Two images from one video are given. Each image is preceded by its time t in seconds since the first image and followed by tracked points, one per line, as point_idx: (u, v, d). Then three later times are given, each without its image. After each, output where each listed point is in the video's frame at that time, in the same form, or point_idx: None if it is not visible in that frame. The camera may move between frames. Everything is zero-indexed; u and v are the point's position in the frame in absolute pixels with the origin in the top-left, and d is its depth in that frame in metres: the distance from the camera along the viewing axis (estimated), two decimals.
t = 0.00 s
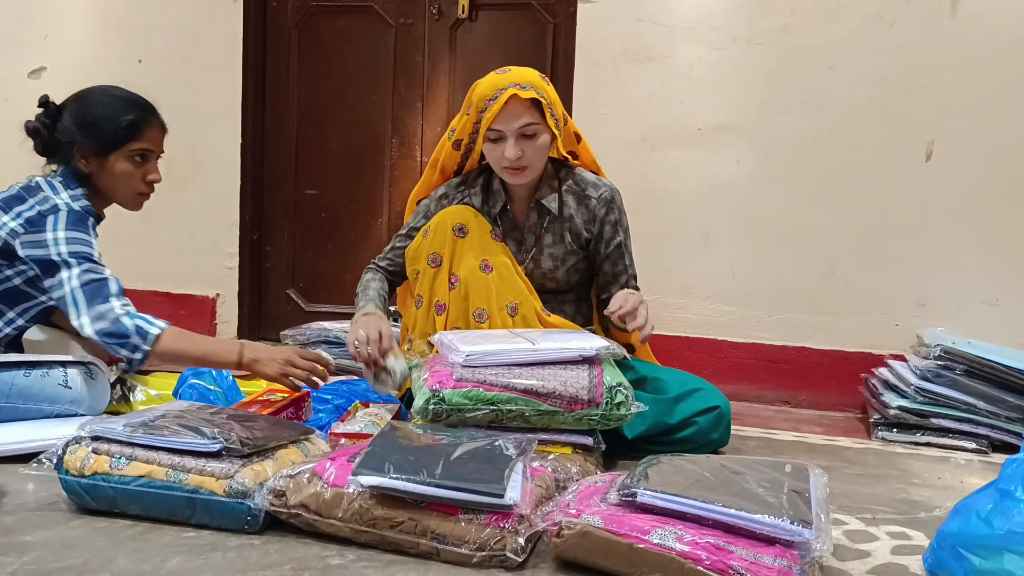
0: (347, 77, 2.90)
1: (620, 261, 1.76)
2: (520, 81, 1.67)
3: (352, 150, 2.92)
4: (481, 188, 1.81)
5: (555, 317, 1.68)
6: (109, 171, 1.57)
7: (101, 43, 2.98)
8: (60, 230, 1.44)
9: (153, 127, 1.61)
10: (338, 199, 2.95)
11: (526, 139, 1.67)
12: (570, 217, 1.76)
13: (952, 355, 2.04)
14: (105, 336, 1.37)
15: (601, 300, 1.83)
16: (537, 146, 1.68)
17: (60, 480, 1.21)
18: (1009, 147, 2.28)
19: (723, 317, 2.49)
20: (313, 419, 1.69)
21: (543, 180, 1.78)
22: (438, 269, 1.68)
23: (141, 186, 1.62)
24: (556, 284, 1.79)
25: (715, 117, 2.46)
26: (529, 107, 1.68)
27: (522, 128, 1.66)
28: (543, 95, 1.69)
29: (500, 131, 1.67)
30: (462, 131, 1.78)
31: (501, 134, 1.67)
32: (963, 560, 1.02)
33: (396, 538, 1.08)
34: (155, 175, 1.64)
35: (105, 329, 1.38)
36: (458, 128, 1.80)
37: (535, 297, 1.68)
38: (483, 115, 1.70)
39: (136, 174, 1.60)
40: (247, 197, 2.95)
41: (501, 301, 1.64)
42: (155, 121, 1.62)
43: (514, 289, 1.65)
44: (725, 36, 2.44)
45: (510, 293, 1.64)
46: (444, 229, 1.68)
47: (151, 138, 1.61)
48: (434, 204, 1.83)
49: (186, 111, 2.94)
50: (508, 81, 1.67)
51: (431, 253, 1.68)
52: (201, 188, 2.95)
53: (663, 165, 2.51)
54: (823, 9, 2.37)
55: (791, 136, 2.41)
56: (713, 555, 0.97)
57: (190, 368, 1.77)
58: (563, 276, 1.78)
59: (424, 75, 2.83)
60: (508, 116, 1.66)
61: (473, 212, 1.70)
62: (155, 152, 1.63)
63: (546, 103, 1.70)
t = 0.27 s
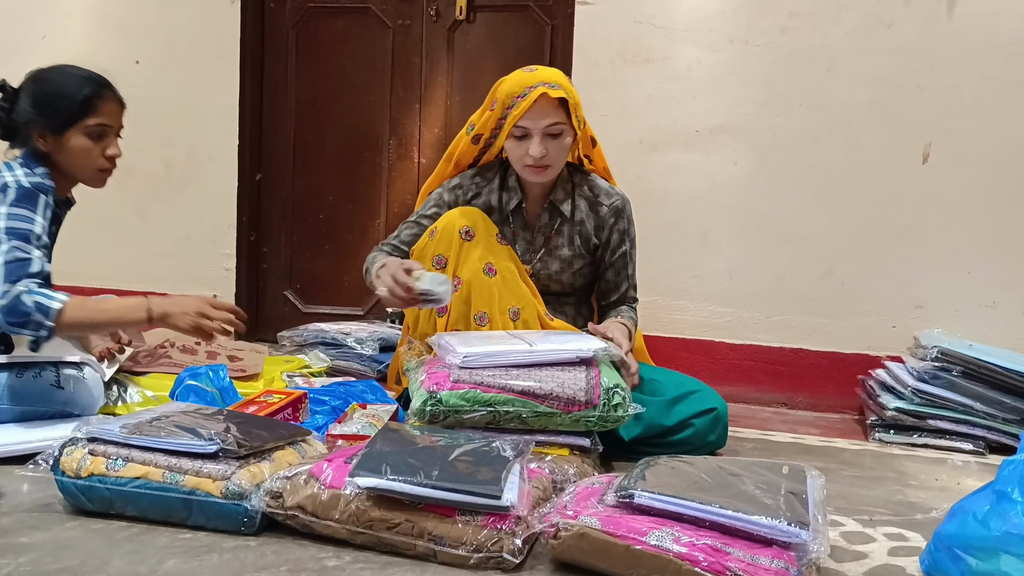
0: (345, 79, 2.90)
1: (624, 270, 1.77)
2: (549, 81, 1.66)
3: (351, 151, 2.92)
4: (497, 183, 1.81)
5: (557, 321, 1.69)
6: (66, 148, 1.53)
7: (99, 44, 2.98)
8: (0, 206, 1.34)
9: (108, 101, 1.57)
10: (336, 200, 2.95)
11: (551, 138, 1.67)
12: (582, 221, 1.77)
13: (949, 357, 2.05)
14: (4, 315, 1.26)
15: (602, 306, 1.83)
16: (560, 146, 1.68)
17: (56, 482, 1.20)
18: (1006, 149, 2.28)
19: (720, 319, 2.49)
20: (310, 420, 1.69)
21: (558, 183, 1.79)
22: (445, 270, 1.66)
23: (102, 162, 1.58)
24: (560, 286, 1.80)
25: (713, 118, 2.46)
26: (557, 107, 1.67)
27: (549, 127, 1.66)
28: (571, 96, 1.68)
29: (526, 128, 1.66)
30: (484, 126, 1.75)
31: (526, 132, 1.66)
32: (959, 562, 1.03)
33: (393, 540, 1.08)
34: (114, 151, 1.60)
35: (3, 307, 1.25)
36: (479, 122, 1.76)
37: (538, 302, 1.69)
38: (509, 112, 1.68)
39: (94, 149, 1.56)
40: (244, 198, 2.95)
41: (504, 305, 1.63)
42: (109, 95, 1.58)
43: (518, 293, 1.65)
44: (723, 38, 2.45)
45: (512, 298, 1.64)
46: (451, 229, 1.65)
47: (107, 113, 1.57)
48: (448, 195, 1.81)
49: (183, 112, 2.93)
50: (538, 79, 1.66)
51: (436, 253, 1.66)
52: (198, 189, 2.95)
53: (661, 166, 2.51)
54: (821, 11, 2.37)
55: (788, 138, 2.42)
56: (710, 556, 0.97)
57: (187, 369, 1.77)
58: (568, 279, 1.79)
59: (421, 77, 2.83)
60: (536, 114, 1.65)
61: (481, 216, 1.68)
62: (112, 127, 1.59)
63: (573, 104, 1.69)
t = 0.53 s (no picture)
0: (344, 79, 2.90)
1: (631, 276, 1.80)
2: (581, 80, 1.67)
3: (350, 151, 2.92)
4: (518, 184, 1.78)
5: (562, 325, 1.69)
6: (14, 125, 1.64)
7: (97, 44, 2.97)
8: None
9: (49, 77, 1.67)
10: (335, 201, 2.95)
11: (580, 136, 1.67)
12: (598, 225, 1.77)
13: (948, 357, 2.04)
14: None
15: (606, 310, 1.85)
16: (587, 146, 1.68)
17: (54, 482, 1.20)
18: (1004, 149, 2.28)
19: (719, 319, 2.49)
20: (309, 420, 1.69)
21: (577, 186, 1.78)
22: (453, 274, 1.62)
23: (52, 137, 1.68)
24: (571, 289, 1.80)
25: (711, 119, 2.47)
26: (588, 106, 1.67)
27: (579, 126, 1.65)
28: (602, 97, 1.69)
29: (557, 124, 1.66)
30: (510, 124, 1.73)
31: (557, 127, 1.66)
32: (959, 562, 1.03)
33: (392, 540, 1.08)
34: (63, 125, 1.70)
35: None
36: (504, 120, 1.74)
37: (545, 307, 1.67)
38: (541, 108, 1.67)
39: (42, 124, 1.66)
40: (244, 198, 2.94)
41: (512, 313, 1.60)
42: (50, 71, 1.68)
43: (525, 301, 1.61)
44: (721, 38, 2.45)
45: (519, 305, 1.61)
46: (461, 234, 1.61)
47: (50, 88, 1.67)
48: (469, 193, 1.76)
49: (182, 113, 2.93)
50: (571, 78, 1.66)
51: (445, 257, 1.63)
52: (197, 189, 2.94)
53: (660, 167, 2.51)
54: (819, 12, 2.37)
55: (787, 138, 2.42)
56: (709, 556, 0.97)
57: (185, 369, 1.77)
58: (580, 283, 1.79)
59: (421, 77, 2.83)
60: (569, 111, 1.65)
61: (491, 220, 1.63)
62: (56, 101, 1.68)
63: (603, 105, 1.70)
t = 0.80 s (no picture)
0: (344, 78, 2.90)
1: (637, 280, 1.79)
2: (593, 82, 1.65)
3: (349, 151, 2.92)
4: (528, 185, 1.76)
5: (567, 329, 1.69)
6: None
7: (96, 44, 2.97)
8: None
9: (12, 67, 1.66)
10: (335, 201, 2.95)
11: (591, 138, 1.66)
12: (607, 229, 1.77)
13: (949, 356, 2.04)
14: None
15: (612, 312, 1.85)
16: (598, 148, 1.66)
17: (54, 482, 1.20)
18: (1004, 148, 2.28)
19: (719, 318, 2.49)
20: (309, 420, 1.68)
21: (587, 188, 1.77)
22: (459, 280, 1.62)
23: (18, 128, 1.67)
24: (577, 292, 1.81)
25: (711, 118, 2.46)
26: (599, 108, 1.65)
27: (590, 128, 1.64)
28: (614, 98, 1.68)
29: (568, 125, 1.64)
30: (520, 124, 1.72)
31: (568, 128, 1.65)
32: (960, 560, 1.02)
33: (392, 539, 1.08)
34: (29, 116, 1.69)
35: None
36: (514, 120, 1.73)
37: (550, 314, 1.67)
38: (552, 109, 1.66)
39: (8, 115, 1.66)
40: (243, 198, 2.94)
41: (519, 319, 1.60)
42: (14, 61, 1.67)
43: (530, 308, 1.62)
44: (720, 38, 2.45)
45: (526, 312, 1.61)
46: (470, 237, 1.61)
47: (13, 78, 1.66)
48: (478, 194, 1.74)
49: (181, 113, 2.93)
50: (584, 79, 1.65)
51: (451, 260, 1.62)
52: (197, 189, 2.94)
53: (659, 166, 2.51)
54: (819, 11, 2.37)
55: (786, 137, 2.42)
56: (710, 555, 0.97)
57: (185, 369, 1.77)
58: (587, 286, 1.80)
59: (420, 76, 2.83)
60: (580, 113, 1.63)
61: (500, 224, 1.63)
62: (21, 91, 1.68)
63: (615, 107, 1.68)
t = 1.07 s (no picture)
0: (343, 79, 2.90)
1: (639, 283, 1.79)
2: (594, 88, 1.64)
3: (349, 151, 2.92)
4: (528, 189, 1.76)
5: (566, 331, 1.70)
6: None
7: (95, 45, 2.97)
8: None
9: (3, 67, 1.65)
10: (334, 201, 2.95)
11: (589, 146, 1.64)
12: (607, 232, 1.76)
13: (949, 354, 2.04)
14: None
15: (613, 314, 1.85)
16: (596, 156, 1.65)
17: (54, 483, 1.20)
18: (1003, 146, 2.28)
19: (719, 317, 2.49)
20: (309, 420, 1.68)
21: (587, 192, 1.77)
22: (461, 280, 1.62)
23: (6, 129, 1.67)
24: (577, 294, 1.81)
25: (710, 118, 2.46)
26: (599, 116, 1.64)
27: (589, 137, 1.63)
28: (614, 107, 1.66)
29: (566, 134, 1.63)
30: (520, 129, 1.72)
31: (566, 137, 1.63)
32: (960, 559, 1.02)
33: (393, 540, 1.08)
34: (17, 117, 1.69)
35: None
36: (514, 124, 1.73)
37: (550, 317, 1.67)
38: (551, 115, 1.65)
39: None
40: (243, 199, 2.94)
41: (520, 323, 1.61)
42: (4, 61, 1.66)
43: (531, 312, 1.62)
44: (719, 37, 2.45)
45: (526, 315, 1.61)
46: (471, 240, 1.61)
47: (4, 80, 1.65)
48: (476, 198, 1.74)
49: (180, 114, 2.93)
50: (584, 86, 1.63)
51: (452, 262, 1.63)
52: (196, 190, 2.94)
53: (659, 166, 2.51)
54: (818, 10, 2.37)
55: (786, 137, 2.42)
56: (711, 555, 0.97)
57: (185, 370, 1.77)
58: (586, 289, 1.80)
59: (419, 76, 2.83)
60: (579, 121, 1.62)
61: (501, 226, 1.63)
62: (11, 93, 1.67)
63: (615, 114, 1.67)
